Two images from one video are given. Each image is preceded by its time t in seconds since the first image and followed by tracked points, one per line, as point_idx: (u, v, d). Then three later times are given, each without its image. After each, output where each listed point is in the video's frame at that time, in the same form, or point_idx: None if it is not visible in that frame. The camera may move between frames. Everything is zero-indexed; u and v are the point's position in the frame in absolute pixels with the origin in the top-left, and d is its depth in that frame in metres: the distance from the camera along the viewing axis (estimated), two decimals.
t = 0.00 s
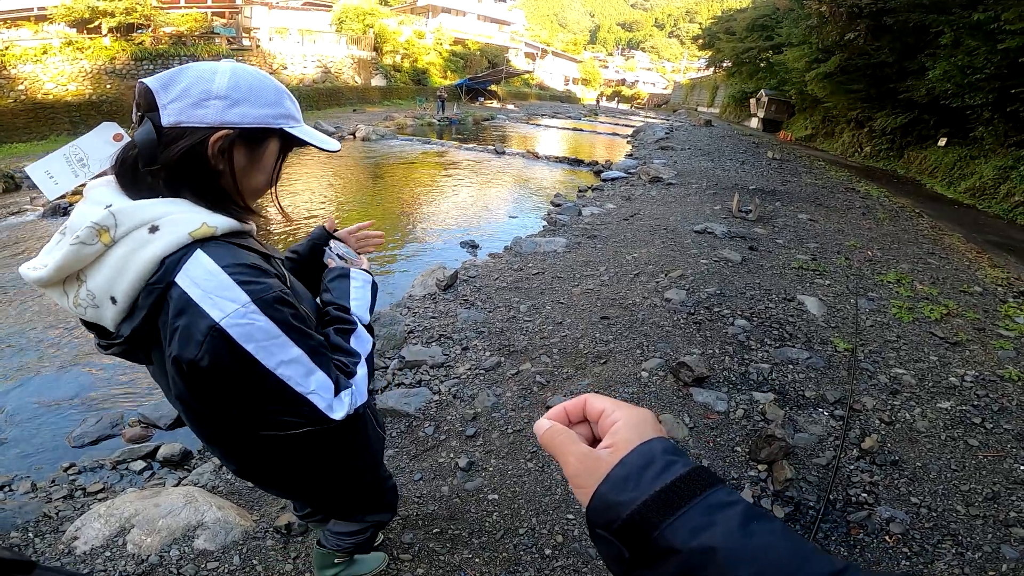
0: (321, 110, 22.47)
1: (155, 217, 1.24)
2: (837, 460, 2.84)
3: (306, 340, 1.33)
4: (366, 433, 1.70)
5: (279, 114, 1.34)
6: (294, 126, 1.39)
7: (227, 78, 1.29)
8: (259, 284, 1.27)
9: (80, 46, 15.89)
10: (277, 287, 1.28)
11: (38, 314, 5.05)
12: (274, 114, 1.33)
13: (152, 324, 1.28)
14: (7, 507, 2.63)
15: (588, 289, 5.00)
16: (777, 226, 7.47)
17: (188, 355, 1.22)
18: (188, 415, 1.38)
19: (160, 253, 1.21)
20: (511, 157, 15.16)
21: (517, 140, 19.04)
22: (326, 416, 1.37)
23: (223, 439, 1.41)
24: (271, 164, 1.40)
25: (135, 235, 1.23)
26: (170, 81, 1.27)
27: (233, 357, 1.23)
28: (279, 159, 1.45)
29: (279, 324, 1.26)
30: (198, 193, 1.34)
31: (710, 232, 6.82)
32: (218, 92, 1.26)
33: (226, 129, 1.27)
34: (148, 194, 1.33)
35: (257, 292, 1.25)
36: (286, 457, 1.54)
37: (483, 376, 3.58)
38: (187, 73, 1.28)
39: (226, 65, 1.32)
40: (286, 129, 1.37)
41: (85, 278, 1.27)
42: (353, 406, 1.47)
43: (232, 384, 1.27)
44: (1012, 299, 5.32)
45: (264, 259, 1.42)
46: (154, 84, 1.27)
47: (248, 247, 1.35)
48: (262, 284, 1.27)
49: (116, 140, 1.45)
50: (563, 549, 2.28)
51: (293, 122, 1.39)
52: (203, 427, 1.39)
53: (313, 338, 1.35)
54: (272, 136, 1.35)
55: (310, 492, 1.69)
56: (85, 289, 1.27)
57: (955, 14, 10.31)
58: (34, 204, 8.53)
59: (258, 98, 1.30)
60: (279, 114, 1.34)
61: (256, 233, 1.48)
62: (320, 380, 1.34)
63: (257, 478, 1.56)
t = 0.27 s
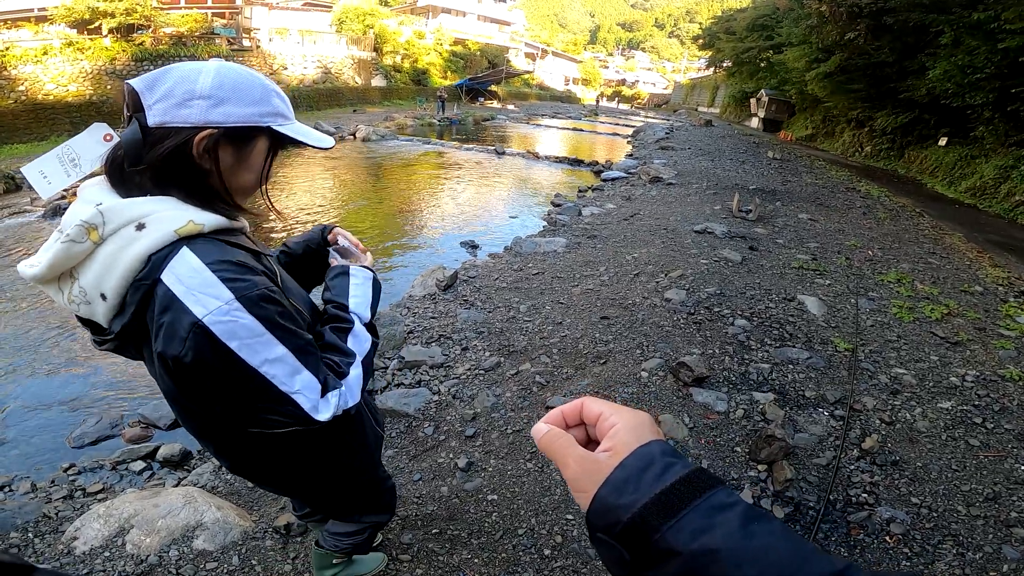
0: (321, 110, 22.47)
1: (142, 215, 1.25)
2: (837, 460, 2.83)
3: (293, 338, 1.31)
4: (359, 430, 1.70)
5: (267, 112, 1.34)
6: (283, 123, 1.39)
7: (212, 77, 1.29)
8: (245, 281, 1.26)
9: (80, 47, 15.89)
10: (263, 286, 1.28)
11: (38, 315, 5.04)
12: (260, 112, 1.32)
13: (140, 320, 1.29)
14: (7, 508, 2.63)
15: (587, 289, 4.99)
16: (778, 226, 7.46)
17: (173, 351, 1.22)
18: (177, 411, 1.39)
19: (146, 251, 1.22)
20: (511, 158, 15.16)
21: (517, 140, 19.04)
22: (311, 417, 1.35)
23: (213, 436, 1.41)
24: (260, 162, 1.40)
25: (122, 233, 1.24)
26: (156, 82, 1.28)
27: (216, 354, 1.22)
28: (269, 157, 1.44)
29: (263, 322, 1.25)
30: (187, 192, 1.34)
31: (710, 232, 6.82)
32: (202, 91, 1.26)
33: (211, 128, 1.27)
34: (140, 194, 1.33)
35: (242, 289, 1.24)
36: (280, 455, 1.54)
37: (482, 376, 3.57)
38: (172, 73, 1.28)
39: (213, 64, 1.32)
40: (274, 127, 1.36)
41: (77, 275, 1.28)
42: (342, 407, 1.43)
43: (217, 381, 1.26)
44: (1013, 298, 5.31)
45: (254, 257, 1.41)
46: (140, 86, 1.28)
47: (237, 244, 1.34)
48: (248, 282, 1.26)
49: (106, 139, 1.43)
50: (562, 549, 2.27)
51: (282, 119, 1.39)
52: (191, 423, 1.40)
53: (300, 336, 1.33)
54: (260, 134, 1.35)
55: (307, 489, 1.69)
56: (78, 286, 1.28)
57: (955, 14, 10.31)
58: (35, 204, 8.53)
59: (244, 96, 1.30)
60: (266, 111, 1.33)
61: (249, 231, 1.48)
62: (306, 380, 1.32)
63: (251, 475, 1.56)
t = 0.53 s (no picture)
0: (322, 110, 22.46)
1: (129, 212, 1.26)
2: (838, 460, 2.83)
3: (277, 336, 1.29)
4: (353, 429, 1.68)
5: (252, 110, 1.33)
6: (270, 121, 1.38)
7: (194, 77, 1.29)
8: (227, 277, 1.25)
9: (80, 47, 15.88)
10: (246, 282, 1.27)
11: (39, 315, 5.05)
12: (245, 111, 1.32)
13: (127, 316, 1.29)
14: (9, 508, 2.63)
15: (588, 289, 4.99)
16: (779, 225, 7.45)
17: (155, 345, 1.22)
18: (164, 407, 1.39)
19: (131, 246, 1.23)
20: (512, 157, 15.15)
21: (518, 140, 19.05)
22: (293, 416, 1.32)
23: (201, 432, 1.41)
24: (248, 160, 1.39)
25: (109, 229, 1.25)
26: (142, 84, 1.29)
27: (196, 349, 1.21)
28: (259, 155, 1.44)
29: (244, 318, 1.24)
30: (176, 189, 1.35)
31: (711, 232, 6.81)
32: (183, 91, 1.26)
33: (193, 127, 1.27)
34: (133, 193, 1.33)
35: (224, 285, 1.23)
36: (272, 453, 1.53)
37: (483, 376, 3.57)
38: (156, 75, 1.29)
39: (197, 64, 1.33)
40: (260, 125, 1.35)
41: (70, 271, 1.30)
42: (328, 408, 1.40)
43: (198, 377, 1.26)
44: (1015, 298, 5.30)
45: (241, 255, 1.40)
46: (125, 88, 1.30)
47: (224, 242, 1.35)
48: (230, 278, 1.25)
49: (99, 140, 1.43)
50: (562, 549, 2.27)
51: (270, 117, 1.38)
52: (179, 420, 1.39)
53: (284, 334, 1.32)
54: (245, 133, 1.34)
55: (304, 486, 1.69)
56: (70, 281, 1.31)
57: (955, 13, 10.29)
58: (37, 205, 8.54)
59: (228, 95, 1.30)
60: (251, 110, 1.33)
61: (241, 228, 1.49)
62: (288, 378, 1.30)
63: (244, 472, 1.56)
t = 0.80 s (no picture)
0: (328, 111, 22.52)
1: (123, 212, 1.27)
2: (843, 461, 2.81)
3: (261, 339, 1.27)
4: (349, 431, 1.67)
5: (256, 117, 1.33)
6: (275, 129, 1.37)
7: (204, 82, 1.30)
8: (212, 278, 1.24)
9: (88, 48, 15.98)
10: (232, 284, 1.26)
11: (47, 314, 5.08)
12: (248, 117, 1.32)
13: (118, 315, 1.30)
14: (17, 505, 2.65)
15: (593, 289, 4.98)
16: (785, 225, 7.42)
17: (139, 344, 1.22)
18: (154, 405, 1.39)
19: (120, 246, 1.24)
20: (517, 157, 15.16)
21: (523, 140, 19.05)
22: (274, 422, 1.29)
23: (192, 432, 1.41)
24: (250, 166, 1.39)
25: (103, 228, 1.27)
26: (153, 87, 1.31)
27: (178, 349, 1.21)
28: (263, 161, 1.44)
29: (226, 320, 1.22)
30: (176, 191, 1.36)
31: (716, 232, 6.79)
32: (190, 96, 1.27)
33: (196, 132, 1.28)
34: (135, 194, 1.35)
35: (209, 287, 1.23)
36: (255, 453, 1.51)
37: (487, 375, 3.57)
38: (168, 79, 1.31)
39: (208, 70, 1.34)
40: (263, 132, 1.35)
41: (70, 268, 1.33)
42: (314, 414, 1.37)
43: (182, 377, 1.25)
44: None
45: (234, 257, 1.40)
46: (138, 91, 1.32)
47: (216, 245, 1.34)
48: (215, 279, 1.24)
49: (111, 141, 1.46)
50: (566, 549, 2.27)
51: (274, 125, 1.38)
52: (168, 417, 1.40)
53: (270, 337, 1.29)
54: (248, 138, 1.34)
55: (306, 483, 1.70)
56: (71, 279, 1.33)
57: (963, 11, 10.21)
58: (45, 204, 8.61)
59: (232, 101, 1.30)
60: (255, 117, 1.33)
61: (241, 230, 1.49)
62: (271, 382, 1.27)
63: (240, 469, 1.57)
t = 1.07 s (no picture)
0: (334, 111, 22.60)
1: (129, 210, 1.28)
2: (849, 462, 2.79)
3: (267, 338, 1.28)
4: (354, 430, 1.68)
5: (264, 116, 1.33)
6: (282, 128, 1.38)
7: (212, 81, 1.30)
8: (218, 275, 1.25)
9: (97, 48, 16.09)
10: (239, 282, 1.26)
11: (56, 312, 5.12)
12: (257, 116, 1.32)
13: (125, 313, 1.31)
14: (25, 502, 2.67)
15: (598, 288, 4.97)
16: (791, 225, 7.38)
17: (147, 341, 1.23)
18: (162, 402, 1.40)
19: (128, 244, 1.24)
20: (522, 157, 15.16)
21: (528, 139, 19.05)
22: (279, 421, 1.29)
23: (198, 430, 1.42)
24: (257, 165, 1.39)
25: (110, 227, 1.27)
26: (162, 84, 1.32)
27: (185, 347, 1.21)
28: (269, 160, 1.44)
29: (232, 317, 1.23)
30: (182, 189, 1.36)
31: (722, 232, 6.76)
32: (199, 94, 1.27)
33: (204, 130, 1.28)
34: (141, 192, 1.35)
35: (215, 285, 1.23)
36: (261, 452, 1.52)
37: (492, 374, 3.57)
38: (177, 77, 1.32)
39: (217, 68, 1.34)
40: (271, 131, 1.35)
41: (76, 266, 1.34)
42: (319, 413, 1.37)
43: (188, 375, 1.26)
44: None
45: (240, 255, 1.40)
46: (147, 89, 1.33)
47: (223, 242, 1.35)
48: (222, 277, 1.25)
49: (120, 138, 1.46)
50: (569, 549, 2.26)
51: (282, 124, 1.38)
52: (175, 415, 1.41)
53: (276, 335, 1.30)
54: (256, 138, 1.34)
55: (309, 482, 1.70)
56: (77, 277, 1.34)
57: (973, 11, 10.11)
58: (55, 203, 8.68)
59: (240, 99, 1.30)
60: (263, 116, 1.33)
61: (246, 228, 1.49)
62: (277, 381, 1.28)
63: (245, 468, 1.58)
